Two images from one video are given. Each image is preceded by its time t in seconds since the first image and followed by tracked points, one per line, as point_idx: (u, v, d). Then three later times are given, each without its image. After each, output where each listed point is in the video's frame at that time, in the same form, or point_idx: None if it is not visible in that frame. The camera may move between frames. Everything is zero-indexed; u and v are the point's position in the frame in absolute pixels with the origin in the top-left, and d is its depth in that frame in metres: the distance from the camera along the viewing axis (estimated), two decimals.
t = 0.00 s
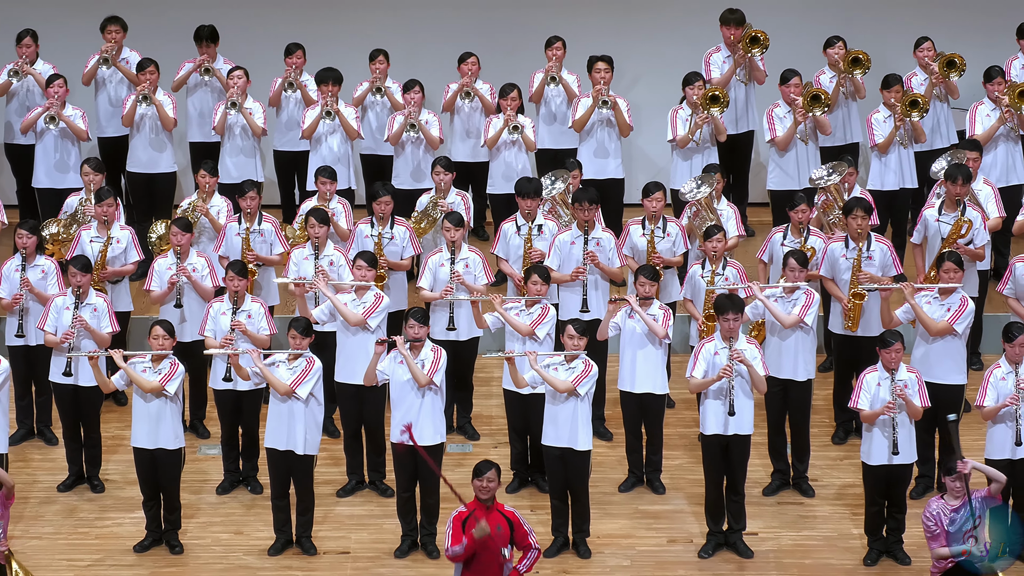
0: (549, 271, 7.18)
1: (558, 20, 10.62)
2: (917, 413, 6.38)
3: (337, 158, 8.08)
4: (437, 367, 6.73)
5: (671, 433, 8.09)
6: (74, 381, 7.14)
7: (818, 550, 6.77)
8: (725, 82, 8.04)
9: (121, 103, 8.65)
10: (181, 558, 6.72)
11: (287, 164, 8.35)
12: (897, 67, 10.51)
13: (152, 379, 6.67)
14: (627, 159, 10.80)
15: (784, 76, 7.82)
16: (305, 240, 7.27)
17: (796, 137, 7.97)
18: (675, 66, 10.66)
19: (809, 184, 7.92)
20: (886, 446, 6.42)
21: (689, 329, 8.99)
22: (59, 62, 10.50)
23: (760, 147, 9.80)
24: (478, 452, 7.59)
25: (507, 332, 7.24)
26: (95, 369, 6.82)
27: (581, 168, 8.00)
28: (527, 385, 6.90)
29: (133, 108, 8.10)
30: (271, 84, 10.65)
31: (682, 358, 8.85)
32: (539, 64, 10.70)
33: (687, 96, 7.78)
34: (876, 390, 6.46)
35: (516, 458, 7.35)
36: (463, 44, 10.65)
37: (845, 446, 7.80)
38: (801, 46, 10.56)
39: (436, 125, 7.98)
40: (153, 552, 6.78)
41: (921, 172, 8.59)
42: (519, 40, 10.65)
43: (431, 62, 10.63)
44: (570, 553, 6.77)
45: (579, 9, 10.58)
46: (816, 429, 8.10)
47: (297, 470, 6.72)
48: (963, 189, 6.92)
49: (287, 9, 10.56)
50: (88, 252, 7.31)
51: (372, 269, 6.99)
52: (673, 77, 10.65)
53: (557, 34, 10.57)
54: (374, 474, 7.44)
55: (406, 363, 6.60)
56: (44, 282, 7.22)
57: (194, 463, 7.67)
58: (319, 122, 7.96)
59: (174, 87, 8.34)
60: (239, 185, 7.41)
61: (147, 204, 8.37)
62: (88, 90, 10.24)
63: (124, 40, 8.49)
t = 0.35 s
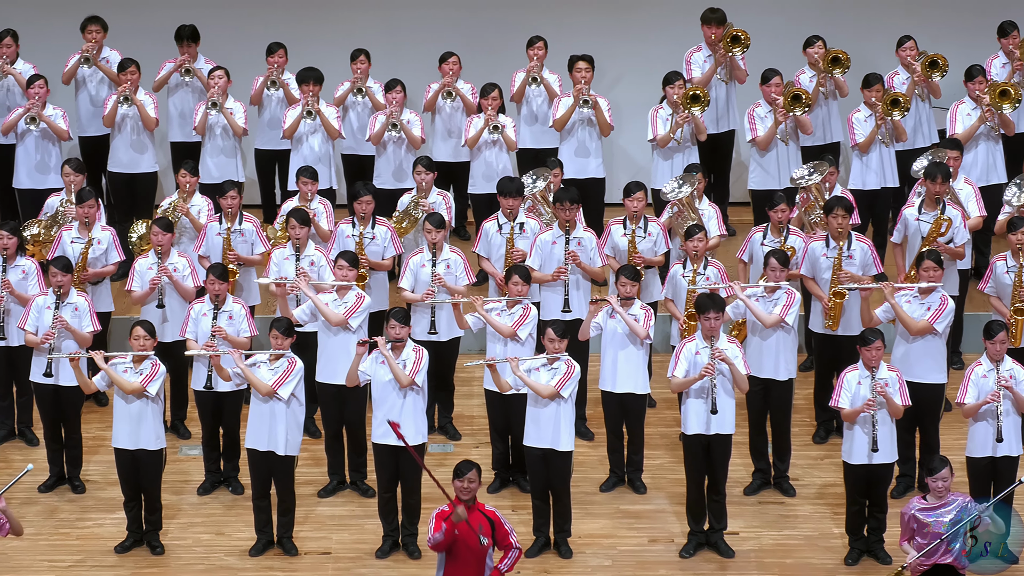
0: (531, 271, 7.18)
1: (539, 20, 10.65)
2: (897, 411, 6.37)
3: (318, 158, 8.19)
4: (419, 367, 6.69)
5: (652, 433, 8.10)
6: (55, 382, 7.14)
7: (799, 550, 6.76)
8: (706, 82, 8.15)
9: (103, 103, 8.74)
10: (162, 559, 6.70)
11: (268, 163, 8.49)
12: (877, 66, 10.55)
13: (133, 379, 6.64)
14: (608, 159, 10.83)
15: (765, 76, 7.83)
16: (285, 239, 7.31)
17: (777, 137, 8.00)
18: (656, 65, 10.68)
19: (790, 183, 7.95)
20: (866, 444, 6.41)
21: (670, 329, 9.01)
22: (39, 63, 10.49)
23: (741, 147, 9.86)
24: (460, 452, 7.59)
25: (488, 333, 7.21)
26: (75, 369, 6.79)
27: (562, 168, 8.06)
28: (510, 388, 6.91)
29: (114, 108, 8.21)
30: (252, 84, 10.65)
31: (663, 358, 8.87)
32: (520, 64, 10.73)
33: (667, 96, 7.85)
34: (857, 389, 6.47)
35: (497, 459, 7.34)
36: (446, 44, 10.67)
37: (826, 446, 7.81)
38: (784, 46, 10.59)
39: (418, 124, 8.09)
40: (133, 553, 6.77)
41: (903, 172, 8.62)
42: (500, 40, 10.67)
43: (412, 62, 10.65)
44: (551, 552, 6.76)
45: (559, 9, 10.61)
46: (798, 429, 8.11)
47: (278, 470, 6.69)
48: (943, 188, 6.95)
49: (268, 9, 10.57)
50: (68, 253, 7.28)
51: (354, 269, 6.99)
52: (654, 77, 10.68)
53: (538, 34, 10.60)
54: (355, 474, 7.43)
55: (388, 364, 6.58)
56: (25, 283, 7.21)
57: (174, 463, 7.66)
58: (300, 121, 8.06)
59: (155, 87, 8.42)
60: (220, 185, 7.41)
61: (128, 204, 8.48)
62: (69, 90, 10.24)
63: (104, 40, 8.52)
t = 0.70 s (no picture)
0: (510, 271, 7.18)
1: (517, 20, 10.67)
2: (875, 409, 6.38)
3: (296, 158, 8.21)
4: (398, 367, 6.67)
5: (631, 432, 8.11)
6: (33, 382, 7.14)
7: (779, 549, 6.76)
8: (684, 81, 8.16)
9: (80, 103, 8.73)
10: (141, 560, 6.69)
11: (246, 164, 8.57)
12: (855, 65, 10.57)
13: (111, 380, 6.62)
14: (586, 159, 10.85)
15: (742, 76, 7.86)
16: (264, 240, 7.28)
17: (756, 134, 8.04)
18: (634, 65, 10.70)
19: (768, 182, 7.96)
20: (844, 441, 6.44)
21: (650, 329, 9.02)
22: (16, 64, 10.47)
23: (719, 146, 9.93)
24: (439, 452, 7.59)
25: (467, 332, 7.20)
26: (53, 369, 6.76)
27: (540, 168, 8.08)
28: (489, 387, 6.90)
29: (91, 108, 8.24)
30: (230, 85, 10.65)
31: (642, 358, 8.87)
32: (497, 64, 10.74)
33: (644, 96, 7.89)
34: (834, 388, 6.48)
35: (476, 459, 7.34)
36: (424, 44, 10.67)
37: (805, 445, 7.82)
38: (762, 46, 10.60)
39: (396, 125, 8.15)
40: (112, 554, 6.75)
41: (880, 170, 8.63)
42: (477, 40, 10.68)
43: (390, 62, 10.65)
44: (531, 552, 6.75)
45: (537, 9, 10.63)
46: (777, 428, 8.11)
47: (257, 471, 6.68)
48: (920, 187, 6.97)
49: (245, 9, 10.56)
50: (46, 253, 7.29)
51: (332, 269, 6.96)
52: (632, 76, 10.69)
53: (515, 34, 10.61)
54: (335, 475, 7.42)
55: (367, 364, 6.54)
56: (3, 283, 7.20)
57: (153, 464, 7.65)
58: (278, 122, 8.13)
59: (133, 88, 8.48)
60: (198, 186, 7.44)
61: (106, 205, 8.51)
62: (47, 92, 10.23)
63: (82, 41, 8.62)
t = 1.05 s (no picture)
0: (492, 271, 7.19)
1: (499, 20, 10.69)
2: (857, 408, 6.39)
3: (278, 159, 8.24)
4: (380, 367, 6.65)
5: (614, 432, 8.12)
6: (15, 382, 7.14)
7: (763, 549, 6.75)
8: (666, 81, 8.21)
9: (62, 103, 8.76)
10: (124, 561, 6.68)
11: (229, 164, 8.62)
12: (837, 65, 10.59)
13: (93, 381, 6.61)
14: (569, 159, 10.86)
15: (726, 76, 7.99)
16: (246, 240, 7.28)
17: (740, 134, 8.06)
18: (616, 64, 10.72)
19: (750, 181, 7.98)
20: (826, 438, 6.45)
21: (632, 329, 9.03)
22: None
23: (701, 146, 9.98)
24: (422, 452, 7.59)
25: (449, 331, 7.17)
26: (35, 370, 6.74)
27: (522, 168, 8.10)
28: (471, 386, 6.89)
29: (74, 109, 8.27)
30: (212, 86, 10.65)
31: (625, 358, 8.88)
32: (479, 64, 10.75)
33: (626, 96, 7.94)
34: (816, 387, 6.47)
35: (459, 459, 7.34)
36: (407, 45, 10.68)
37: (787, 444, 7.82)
38: (744, 46, 10.63)
39: (379, 124, 8.16)
40: (95, 555, 6.74)
41: (863, 171, 8.65)
42: (459, 40, 10.70)
43: (373, 62, 10.66)
44: (514, 552, 6.75)
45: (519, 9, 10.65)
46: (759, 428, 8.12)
47: (239, 471, 6.66)
48: (901, 187, 6.98)
49: (226, 10, 10.57)
50: (28, 254, 7.28)
51: (315, 269, 6.97)
52: (615, 76, 10.71)
53: (497, 34, 10.63)
54: (318, 475, 7.42)
55: (349, 365, 6.52)
56: None
57: (135, 465, 7.65)
58: (260, 123, 8.14)
59: (115, 89, 8.49)
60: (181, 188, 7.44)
61: (88, 206, 8.53)
62: (29, 92, 10.23)
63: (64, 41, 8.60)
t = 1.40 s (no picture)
0: (475, 270, 7.20)
1: (482, 20, 10.70)
2: (840, 407, 6.39)
3: (261, 159, 8.27)
4: (364, 367, 6.63)
5: (597, 432, 8.12)
6: None
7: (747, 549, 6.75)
8: (649, 82, 8.24)
9: (44, 103, 8.77)
10: (107, 561, 6.67)
11: (212, 165, 8.63)
12: (819, 65, 10.61)
13: (75, 381, 6.59)
14: (552, 159, 10.87)
15: (708, 76, 7.98)
16: (228, 240, 7.27)
17: (722, 138, 8.15)
18: (600, 64, 10.73)
19: (732, 184, 8.11)
20: (809, 436, 6.44)
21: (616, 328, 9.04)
22: None
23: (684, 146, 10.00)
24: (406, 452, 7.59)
25: (433, 331, 7.15)
26: (17, 370, 6.73)
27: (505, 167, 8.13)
28: (455, 386, 6.86)
29: (56, 109, 8.28)
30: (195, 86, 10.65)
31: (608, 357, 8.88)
32: (462, 64, 10.77)
33: (610, 96, 7.97)
34: (799, 385, 6.48)
35: (443, 458, 7.34)
36: (389, 45, 10.68)
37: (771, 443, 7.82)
38: (727, 46, 10.65)
39: (361, 124, 8.26)
40: (78, 555, 6.73)
41: (845, 170, 8.73)
42: (442, 39, 10.71)
43: (356, 62, 10.65)
44: (497, 552, 6.74)
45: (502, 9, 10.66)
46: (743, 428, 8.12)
47: (221, 471, 6.64)
48: (884, 186, 6.99)
49: (208, 10, 10.57)
50: (10, 254, 7.27)
51: (298, 269, 6.94)
52: (598, 75, 10.73)
53: (479, 34, 10.65)
54: (301, 475, 7.41)
55: (332, 364, 6.49)
56: None
57: (119, 465, 7.65)
58: (243, 122, 8.19)
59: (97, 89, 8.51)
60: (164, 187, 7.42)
61: (71, 206, 8.53)
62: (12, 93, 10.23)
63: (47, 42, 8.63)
